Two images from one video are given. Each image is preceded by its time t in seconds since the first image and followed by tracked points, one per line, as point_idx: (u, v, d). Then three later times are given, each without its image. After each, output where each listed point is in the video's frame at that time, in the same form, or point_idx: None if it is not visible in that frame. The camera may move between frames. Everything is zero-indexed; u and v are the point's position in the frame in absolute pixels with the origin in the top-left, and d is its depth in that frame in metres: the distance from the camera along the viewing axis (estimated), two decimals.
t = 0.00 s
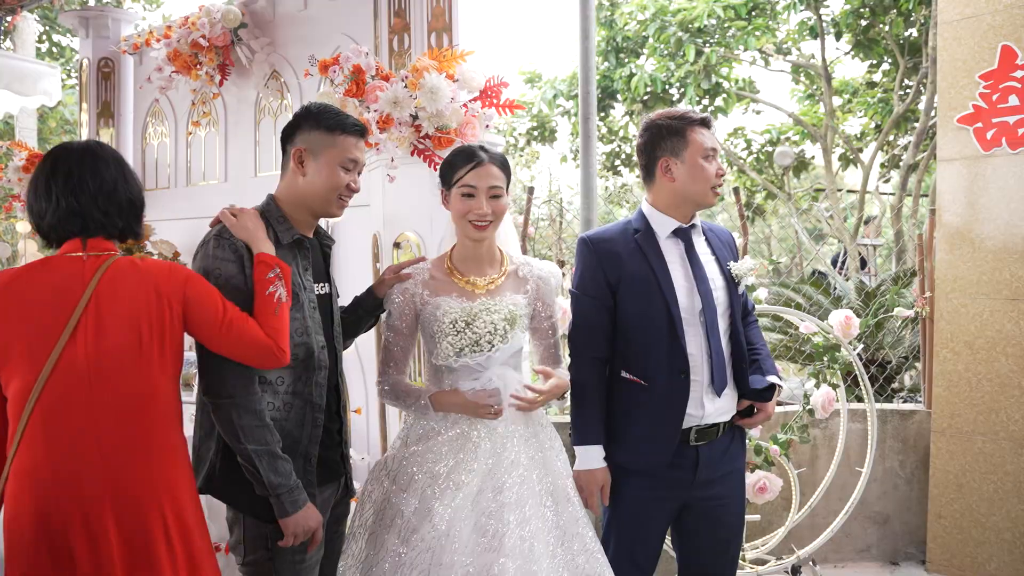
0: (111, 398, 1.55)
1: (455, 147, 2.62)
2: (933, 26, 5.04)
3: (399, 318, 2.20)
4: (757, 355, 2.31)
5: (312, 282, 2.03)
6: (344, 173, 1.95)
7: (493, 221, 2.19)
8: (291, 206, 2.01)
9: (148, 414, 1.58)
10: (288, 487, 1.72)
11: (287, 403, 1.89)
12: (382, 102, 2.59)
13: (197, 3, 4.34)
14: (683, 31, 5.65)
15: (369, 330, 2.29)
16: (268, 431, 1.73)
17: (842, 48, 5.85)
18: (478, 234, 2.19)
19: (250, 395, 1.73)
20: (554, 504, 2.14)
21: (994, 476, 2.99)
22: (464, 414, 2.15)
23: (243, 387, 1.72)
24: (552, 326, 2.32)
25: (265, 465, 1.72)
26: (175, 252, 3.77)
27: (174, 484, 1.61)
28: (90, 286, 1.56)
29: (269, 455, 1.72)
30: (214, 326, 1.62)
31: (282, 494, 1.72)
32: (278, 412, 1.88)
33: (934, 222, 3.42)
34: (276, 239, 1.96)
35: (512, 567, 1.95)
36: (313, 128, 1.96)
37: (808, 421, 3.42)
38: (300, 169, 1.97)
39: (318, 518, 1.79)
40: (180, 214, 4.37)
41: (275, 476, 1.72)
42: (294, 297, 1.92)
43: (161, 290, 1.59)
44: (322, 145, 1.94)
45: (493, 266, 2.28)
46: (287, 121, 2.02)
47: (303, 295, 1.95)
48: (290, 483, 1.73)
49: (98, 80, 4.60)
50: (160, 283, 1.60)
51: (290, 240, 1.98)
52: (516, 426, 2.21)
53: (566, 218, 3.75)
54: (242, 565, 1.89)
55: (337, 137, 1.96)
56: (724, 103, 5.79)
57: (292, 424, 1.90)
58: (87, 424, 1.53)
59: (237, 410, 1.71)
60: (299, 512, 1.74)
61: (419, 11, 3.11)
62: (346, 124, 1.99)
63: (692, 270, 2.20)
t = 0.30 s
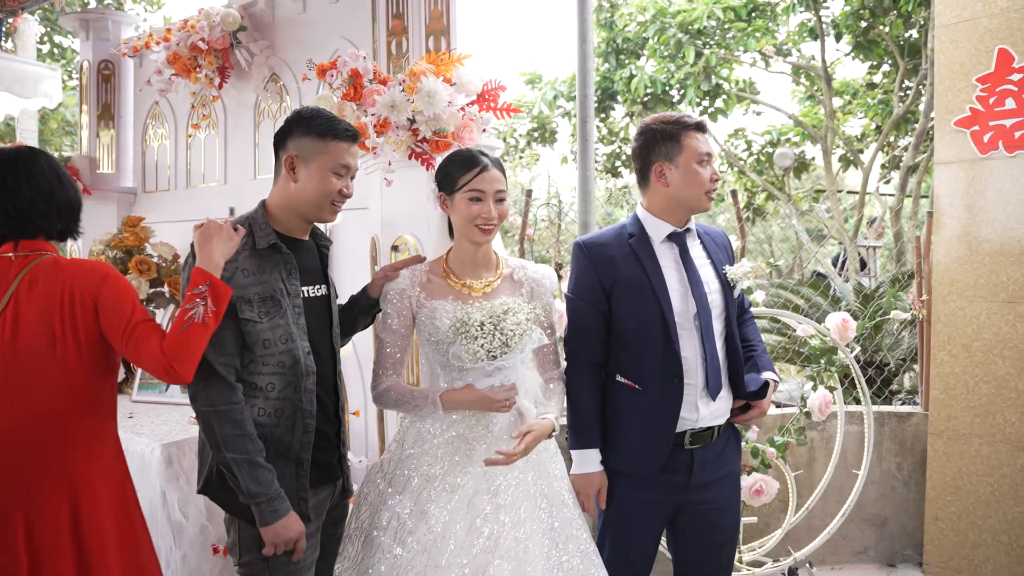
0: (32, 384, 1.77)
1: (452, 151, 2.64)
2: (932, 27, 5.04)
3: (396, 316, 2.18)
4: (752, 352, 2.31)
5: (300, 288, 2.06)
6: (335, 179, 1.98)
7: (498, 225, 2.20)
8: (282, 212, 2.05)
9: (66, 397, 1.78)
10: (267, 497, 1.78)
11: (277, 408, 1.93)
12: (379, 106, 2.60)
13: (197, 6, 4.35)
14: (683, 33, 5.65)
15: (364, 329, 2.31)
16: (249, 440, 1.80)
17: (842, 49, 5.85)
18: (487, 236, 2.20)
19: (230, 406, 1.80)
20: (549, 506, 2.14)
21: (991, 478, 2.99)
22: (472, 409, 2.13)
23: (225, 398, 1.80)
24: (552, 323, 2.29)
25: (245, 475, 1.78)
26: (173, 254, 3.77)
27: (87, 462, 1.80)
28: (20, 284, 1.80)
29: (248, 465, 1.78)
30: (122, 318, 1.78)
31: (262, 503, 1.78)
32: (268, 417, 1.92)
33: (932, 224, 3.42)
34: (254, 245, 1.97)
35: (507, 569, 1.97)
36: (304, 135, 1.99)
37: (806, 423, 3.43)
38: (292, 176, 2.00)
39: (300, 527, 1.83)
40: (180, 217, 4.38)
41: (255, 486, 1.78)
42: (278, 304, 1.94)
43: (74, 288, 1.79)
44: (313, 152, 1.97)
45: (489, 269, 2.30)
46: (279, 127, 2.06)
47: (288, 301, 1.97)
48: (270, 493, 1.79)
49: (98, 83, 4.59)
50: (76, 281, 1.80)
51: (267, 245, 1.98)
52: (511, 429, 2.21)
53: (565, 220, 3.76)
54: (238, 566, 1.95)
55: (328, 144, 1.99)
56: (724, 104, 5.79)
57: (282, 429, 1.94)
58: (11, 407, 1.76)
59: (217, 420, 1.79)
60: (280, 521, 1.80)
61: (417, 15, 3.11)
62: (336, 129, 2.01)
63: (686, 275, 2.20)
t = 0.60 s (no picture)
0: None
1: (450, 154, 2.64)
2: (933, 29, 5.03)
3: (390, 324, 2.19)
4: (751, 353, 2.31)
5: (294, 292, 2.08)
6: (329, 175, 2.02)
7: (493, 226, 2.20)
8: (280, 216, 2.07)
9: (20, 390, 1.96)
10: (236, 507, 1.83)
11: (269, 414, 1.96)
12: (377, 109, 2.60)
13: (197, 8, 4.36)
14: (683, 34, 5.64)
15: (366, 333, 2.40)
16: (225, 449, 1.84)
17: (843, 50, 5.84)
18: (482, 238, 2.20)
19: (213, 413, 1.84)
20: (545, 509, 2.13)
21: (990, 481, 2.99)
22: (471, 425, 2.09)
23: (207, 405, 1.84)
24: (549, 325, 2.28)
25: (219, 483, 1.83)
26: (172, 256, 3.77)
27: (38, 449, 1.97)
28: None
29: (222, 473, 1.83)
30: (72, 322, 1.93)
31: (231, 513, 1.83)
32: (259, 422, 1.96)
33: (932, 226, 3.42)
34: (247, 249, 1.99)
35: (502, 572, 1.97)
36: (292, 137, 2.02)
37: (805, 426, 3.43)
38: (285, 179, 2.03)
39: (266, 541, 1.87)
40: (180, 218, 4.39)
41: (227, 494, 1.83)
42: (269, 310, 1.97)
43: (33, 290, 1.96)
44: (303, 152, 2.01)
45: (484, 272, 2.30)
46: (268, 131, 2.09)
47: (280, 307, 2.00)
48: (239, 504, 1.84)
49: (98, 84, 4.57)
50: (35, 284, 1.98)
51: (260, 251, 2.00)
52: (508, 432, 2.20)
53: (564, 222, 3.76)
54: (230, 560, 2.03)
55: (315, 141, 2.02)
56: (724, 105, 5.78)
57: (272, 435, 1.97)
58: None
59: (199, 427, 1.83)
60: (247, 533, 1.84)
61: (415, 17, 3.12)
62: (323, 126, 2.05)
63: (684, 278, 2.20)
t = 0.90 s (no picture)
0: None
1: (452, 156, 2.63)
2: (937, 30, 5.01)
3: (389, 329, 2.19)
4: (757, 357, 2.31)
5: (290, 297, 2.07)
6: (326, 176, 2.00)
7: (487, 230, 2.19)
8: (277, 220, 2.06)
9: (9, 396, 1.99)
10: (236, 515, 1.82)
11: (266, 420, 1.95)
12: (379, 112, 2.59)
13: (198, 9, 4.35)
14: (685, 36, 5.62)
15: (365, 339, 2.39)
16: (224, 456, 1.83)
17: (845, 51, 5.81)
18: (476, 243, 2.19)
19: (211, 420, 1.83)
20: (547, 515, 2.12)
21: (995, 486, 2.97)
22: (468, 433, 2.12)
23: (205, 413, 1.83)
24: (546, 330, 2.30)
25: (217, 491, 1.82)
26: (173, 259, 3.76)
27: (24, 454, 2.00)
28: None
29: (220, 481, 1.82)
30: (62, 332, 1.97)
31: (231, 521, 1.82)
32: (257, 429, 1.94)
33: (936, 229, 3.40)
34: (243, 254, 1.97)
35: None
36: (286, 139, 2.01)
37: (808, 429, 3.41)
38: (280, 181, 2.01)
39: (267, 549, 1.86)
40: (180, 220, 4.37)
41: (225, 503, 1.82)
42: (265, 314, 1.95)
43: (20, 297, 1.99)
44: (297, 154, 1.99)
45: (482, 275, 2.29)
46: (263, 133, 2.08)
47: (277, 311, 1.98)
48: (238, 510, 1.82)
49: (99, 86, 4.56)
50: (25, 292, 2.00)
51: (256, 255, 1.98)
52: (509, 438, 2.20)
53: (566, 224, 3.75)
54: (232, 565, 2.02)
55: (311, 143, 2.01)
56: (727, 107, 5.75)
57: (269, 442, 1.95)
58: None
59: (197, 435, 1.82)
60: (247, 541, 1.83)
61: (417, 19, 3.10)
62: (317, 127, 2.04)
63: (688, 282, 2.18)
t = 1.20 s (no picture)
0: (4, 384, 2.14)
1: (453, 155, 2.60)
2: (941, 27, 4.98)
3: (388, 329, 2.17)
4: (763, 358, 2.28)
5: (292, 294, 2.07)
6: (321, 172, 2.00)
7: (474, 228, 2.17)
8: (274, 219, 2.05)
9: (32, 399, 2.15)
10: (234, 516, 1.80)
11: (265, 420, 1.94)
12: (380, 110, 2.56)
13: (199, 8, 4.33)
14: (688, 34, 5.60)
15: (364, 341, 2.37)
16: (223, 457, 1.81)
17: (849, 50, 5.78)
18: (463, 243, 2.18)
19: (209, 419, 1.81)
20: (547, 517, 2.10)
21: (1002, 488, 2.94)
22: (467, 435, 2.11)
23: (204, 412, 1.81)
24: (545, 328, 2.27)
25: (215, 492, 1.80)
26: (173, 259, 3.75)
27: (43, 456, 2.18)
28: None
29: (219, 482, 1.80)
30: (79, 349, 2.13)
31: (228, 522, 1.80)
32: (255, 429, 1.93)
33: (941, 228, 3.38)
34: (248, 250, 1.97)
35: None
36: (280, 136, 2.00)
37: (812, 430, 3.39)
38: (276, 179, 2.00)
39: (264, 551, 1.84)
40: (181, 220, 4.36)
41: (222, 503, 1.79)
42: (268, 312, 1.95)
43: (40, 306, 2.13)
44: (292, 151, 1.98)
45: (481, 275, 2.28)
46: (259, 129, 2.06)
47: (279, 308, 1.98)
48: (236, 512, 1.80)
49: (100, 85, 4.55)
50: (43, 301, 2.13)
51: (263, 251, 1.99)
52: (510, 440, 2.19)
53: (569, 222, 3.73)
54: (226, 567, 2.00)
55: (306, 138, 2.00)
56: (730, 106, 5.72)
57: (268, 442, 1.95)
58: None
59: (195, 434, 1.80)
60: (243, 543, 1.81)
61: (418, 17, 3.08)
62: (312, 123, 2.03)
63: (692, 282, 2.16)
